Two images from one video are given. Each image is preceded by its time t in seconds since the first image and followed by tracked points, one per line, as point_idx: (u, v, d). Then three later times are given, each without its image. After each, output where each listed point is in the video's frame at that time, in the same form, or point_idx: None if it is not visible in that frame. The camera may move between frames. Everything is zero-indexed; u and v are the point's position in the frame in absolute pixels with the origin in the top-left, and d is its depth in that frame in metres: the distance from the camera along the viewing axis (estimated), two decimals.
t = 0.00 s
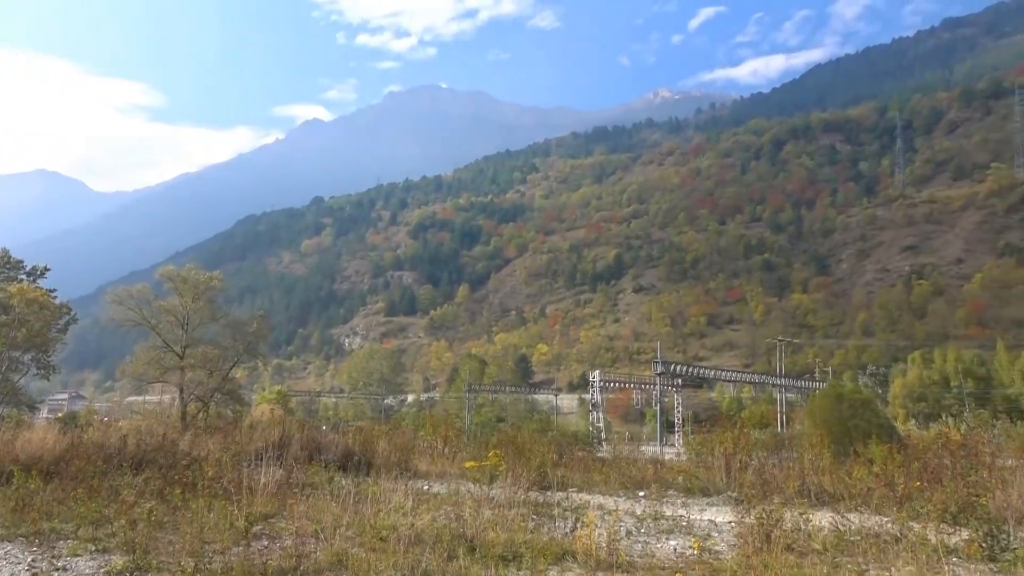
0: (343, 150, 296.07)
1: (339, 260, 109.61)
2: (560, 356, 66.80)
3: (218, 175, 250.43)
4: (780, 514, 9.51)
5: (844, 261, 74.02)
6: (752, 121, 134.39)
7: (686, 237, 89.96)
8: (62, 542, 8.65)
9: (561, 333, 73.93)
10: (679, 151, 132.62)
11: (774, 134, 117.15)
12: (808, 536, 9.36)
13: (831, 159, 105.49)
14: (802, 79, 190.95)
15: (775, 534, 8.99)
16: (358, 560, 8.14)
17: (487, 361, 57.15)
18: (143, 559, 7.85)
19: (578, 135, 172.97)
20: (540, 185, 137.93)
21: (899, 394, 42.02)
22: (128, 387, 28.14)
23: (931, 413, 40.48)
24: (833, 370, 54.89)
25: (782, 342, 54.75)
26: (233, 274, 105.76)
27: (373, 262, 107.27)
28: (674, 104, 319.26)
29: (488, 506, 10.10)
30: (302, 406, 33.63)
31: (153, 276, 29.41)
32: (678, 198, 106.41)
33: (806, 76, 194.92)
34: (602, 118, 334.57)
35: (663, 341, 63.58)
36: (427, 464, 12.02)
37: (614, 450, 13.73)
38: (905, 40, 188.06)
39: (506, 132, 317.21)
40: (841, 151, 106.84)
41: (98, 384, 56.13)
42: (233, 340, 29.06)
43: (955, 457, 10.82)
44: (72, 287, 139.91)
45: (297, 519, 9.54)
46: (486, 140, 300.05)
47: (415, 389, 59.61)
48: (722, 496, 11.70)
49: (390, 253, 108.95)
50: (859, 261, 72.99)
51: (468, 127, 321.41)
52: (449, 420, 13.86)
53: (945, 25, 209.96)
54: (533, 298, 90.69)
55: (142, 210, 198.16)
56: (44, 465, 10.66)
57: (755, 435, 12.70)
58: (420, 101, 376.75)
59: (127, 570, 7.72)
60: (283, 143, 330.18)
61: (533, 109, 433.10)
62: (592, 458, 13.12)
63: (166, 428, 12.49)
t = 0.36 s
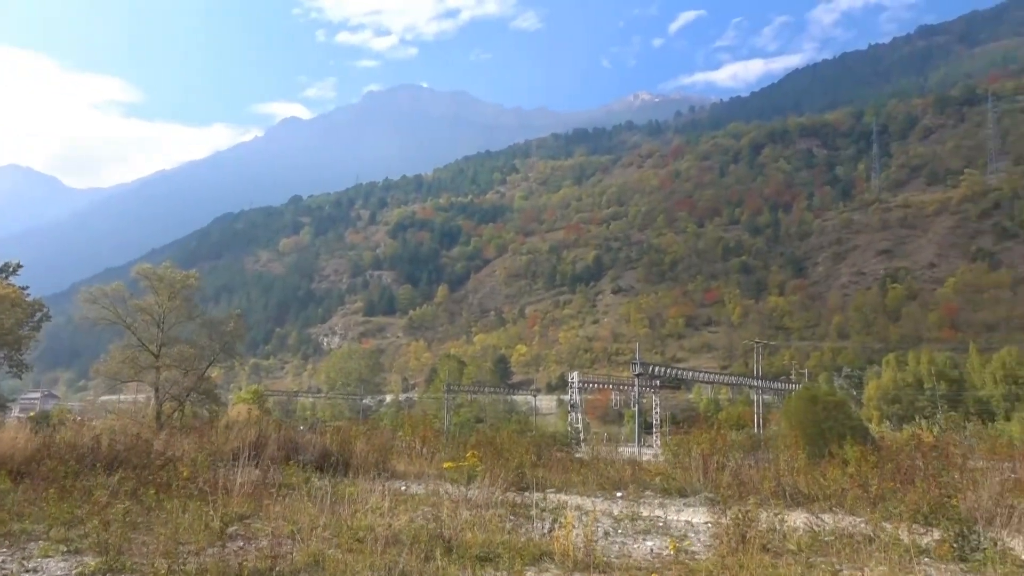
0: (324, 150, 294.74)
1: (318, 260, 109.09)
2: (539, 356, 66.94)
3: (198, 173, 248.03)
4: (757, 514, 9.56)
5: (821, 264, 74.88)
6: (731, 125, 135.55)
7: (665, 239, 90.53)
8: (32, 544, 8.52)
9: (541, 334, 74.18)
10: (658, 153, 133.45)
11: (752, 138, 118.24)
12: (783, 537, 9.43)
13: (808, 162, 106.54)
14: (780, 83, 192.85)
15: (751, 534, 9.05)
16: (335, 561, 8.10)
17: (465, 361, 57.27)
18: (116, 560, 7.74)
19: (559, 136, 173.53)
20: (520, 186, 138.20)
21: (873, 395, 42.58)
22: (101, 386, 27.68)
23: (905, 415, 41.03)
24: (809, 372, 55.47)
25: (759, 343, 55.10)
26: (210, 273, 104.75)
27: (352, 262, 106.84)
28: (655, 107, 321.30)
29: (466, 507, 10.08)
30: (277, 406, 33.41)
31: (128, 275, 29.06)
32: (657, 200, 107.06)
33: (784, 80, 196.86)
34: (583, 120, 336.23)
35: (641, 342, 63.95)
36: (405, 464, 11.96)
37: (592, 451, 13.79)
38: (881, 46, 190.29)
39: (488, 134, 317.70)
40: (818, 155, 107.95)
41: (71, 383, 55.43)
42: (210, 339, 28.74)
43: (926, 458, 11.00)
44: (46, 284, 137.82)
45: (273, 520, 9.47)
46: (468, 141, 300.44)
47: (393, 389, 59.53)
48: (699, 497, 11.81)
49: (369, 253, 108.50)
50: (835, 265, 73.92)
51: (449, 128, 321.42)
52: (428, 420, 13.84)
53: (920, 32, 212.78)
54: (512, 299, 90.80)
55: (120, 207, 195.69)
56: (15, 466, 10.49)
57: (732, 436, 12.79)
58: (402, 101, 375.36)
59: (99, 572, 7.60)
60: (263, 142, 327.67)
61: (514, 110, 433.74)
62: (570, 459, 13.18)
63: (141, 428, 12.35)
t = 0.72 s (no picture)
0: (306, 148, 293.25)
1: (297, 259, 108.63)
2: (520, 357, 67.01)
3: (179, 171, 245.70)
4: (733, 514, 9.63)
5: (799, 266, 75.68)
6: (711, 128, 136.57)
7: (646, 241, 91.00)
8: (4, 546, 8.41)
9: (521, 335, 74.40)
10: (639, 156, 134.15)
11: (733, 141, 119.15)
12: (760, 536, 9.50)
13: (787, 165, 107.53)
14: (760, 87, 194.44)
15: (728, 534, 9.12)
16: (312, 562, 8.07)
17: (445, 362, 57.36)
18: (90, 561, 7.65)
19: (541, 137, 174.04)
20: (502, 187, 138.45)
21: (850, 397, 43.13)
22: (75, 385, 27.19)
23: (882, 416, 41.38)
24: (787, 373, 56.03)
25: (737, 344, 55.49)
26: (189, 274, 103.91)
27: (332, 261, 106.42)
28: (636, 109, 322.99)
29: (445, 508, 10.04)
30: (256, 407, 33.22)
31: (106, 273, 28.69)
32: (638, 201, 107.70)
33: (764, 84, 198.56)
34: (566, 121, 337.14)
35: (621, 344, 64.31)
36: (385, 465, 11.93)
37: (571, 451, 13.86)
38: (860, 51, 192.18)
39: (470, 134, 317.83)
40: (797, 158, 109.00)
41: (45, 383, 54.82)
42: (188, 339, 28.17)
43: (901, 459, 11.15)
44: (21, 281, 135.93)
45: (251, 521, 9.40)
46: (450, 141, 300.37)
47: (373, 389, 59.51)
48: (677, 497, 11.89)
49: (350, 253, 108.13)
50: (813, 266, 74.76)
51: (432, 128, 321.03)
52: (408, 420, 13.83)
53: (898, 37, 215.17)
54: (493, 300, 90.91)
55: (98, 204, 193.45)
56: None
57: (711, 437, 12.88)
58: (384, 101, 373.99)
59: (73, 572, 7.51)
60: (243, 140, 326.19)
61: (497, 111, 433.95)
62: (550, 460, 13.24)
63: (117, 428, 12.25)
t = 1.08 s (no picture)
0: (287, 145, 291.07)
1: (275, 257, 108.11)
2: (498, 356, 67.11)
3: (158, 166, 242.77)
4: (710, 513, 9.71)
5: (776, 267, 76.44)
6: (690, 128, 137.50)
7: (624, 240, 91.49)
8: None
9: (500, 333, 74.55)
10: (619, 155, 134.85)
11: (711, 141, 120.01)
12: (736, 534, 9.57)
13: (765, 166, 108.56)
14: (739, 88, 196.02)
15: (705, 532, 9.18)
16: (289, 562, 8.00)
17: (423, 361, 57.42)
18: (62, 562, 7.53)
19: (520, 136, 174.29)
20: (481, 185, 138.59)
21: (825, 396, 43.70)
22: (47, 383, 26.76)
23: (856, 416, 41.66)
24: (763, 373, 56.62)
25: (714, 344, 55.93)
26: (165, 270, 102.84)
27: (310, 259, 105.92)
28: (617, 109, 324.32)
29: (423, 508, 10.01)
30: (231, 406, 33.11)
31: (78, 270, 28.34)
32: (617, 201, 108.30)
33: (742, 85, 200.26)
34: (548, 120, 337.86)
35: (599, 344, 64.70)
36: (362, 464, 11.90)
37: (549, 450, 13.91)
38: (837, 54, 194.37)
39: (451, 133, 317.56)
40: (774, 160, 110.02)
41: (15, 381, 54.00)
42: (163, 336, 28.36)
43: (875, 458, 11.30)
44: None
45: (226, 521, 9.33)
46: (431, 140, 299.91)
47: (351, 388, 59.38)
48: (654, 495, 11.92)
49: (328, 250, 107.66)
50: (789, 267, 75.59)
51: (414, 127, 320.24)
52: (386, 420, 13.79)
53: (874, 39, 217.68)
54: (472, 298, 90.94)
55: (73, 199, 190.58)
56: None
57: (687, 436, 12.97)
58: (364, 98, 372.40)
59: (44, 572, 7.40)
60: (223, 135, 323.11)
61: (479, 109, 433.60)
62: (528, 459, 13.27)
63: (89, 427, 12.08)
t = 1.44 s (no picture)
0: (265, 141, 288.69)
1: (248, 255, 107.43)
2: (474, 355, 67.16)
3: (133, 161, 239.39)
4: (683, 512, 9.78)
5: (750, 268, 77.27)
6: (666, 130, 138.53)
7: (601, 240, 92.00)
8: None
9: (476, 332, 74.67)
10: (595, 156, 135.57)
11: (687, 142, 120.88)
12: (709, 533, 9.63)
13: (740, 168, 109.67)
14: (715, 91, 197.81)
15: (678, 531, 9.27)
16: (262, 562, 7.93)
17: (398, 360, 57.45)
18: (29, 562, 7.42)
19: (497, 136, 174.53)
20: (457, 185, 138.71)
21: (797, 396, 44.39)
22: (14, 381, 26.21)
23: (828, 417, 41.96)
24: (736, 373, 57.26)
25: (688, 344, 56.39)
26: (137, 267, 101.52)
27: (285, 257, 105.24)
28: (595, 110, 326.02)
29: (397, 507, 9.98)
30: (203, 404, 32.91)
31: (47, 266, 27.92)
32: (593, 201, 108.94)
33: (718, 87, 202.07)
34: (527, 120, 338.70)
35: (575, 344, 65.06)
36: (336, 463, 11.86)
37: (524, 450, 13.97)
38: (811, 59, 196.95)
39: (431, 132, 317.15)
40: (749, 162, 111.09)
41: None
42: (135, 335, 28.23)
43: (846, 458, 11.49)
44: None
45: (198, 521, 9.23)
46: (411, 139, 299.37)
47: (326, 387, 59.18)
48: (628, 494, 11.98)
49: (304, 248, 107.02)
50: (763, 268, 76.44)
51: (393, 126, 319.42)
52: (361, 419, 13.75)
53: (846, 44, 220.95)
54: (448, 297, 90.87)
55: (44, 193, 187.31)
56: None
57: (662, 436, 13.07)
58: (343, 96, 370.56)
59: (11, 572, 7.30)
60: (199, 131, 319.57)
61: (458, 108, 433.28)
62: (504, 459, 13.31)
63: (58, 427, 11.90)
